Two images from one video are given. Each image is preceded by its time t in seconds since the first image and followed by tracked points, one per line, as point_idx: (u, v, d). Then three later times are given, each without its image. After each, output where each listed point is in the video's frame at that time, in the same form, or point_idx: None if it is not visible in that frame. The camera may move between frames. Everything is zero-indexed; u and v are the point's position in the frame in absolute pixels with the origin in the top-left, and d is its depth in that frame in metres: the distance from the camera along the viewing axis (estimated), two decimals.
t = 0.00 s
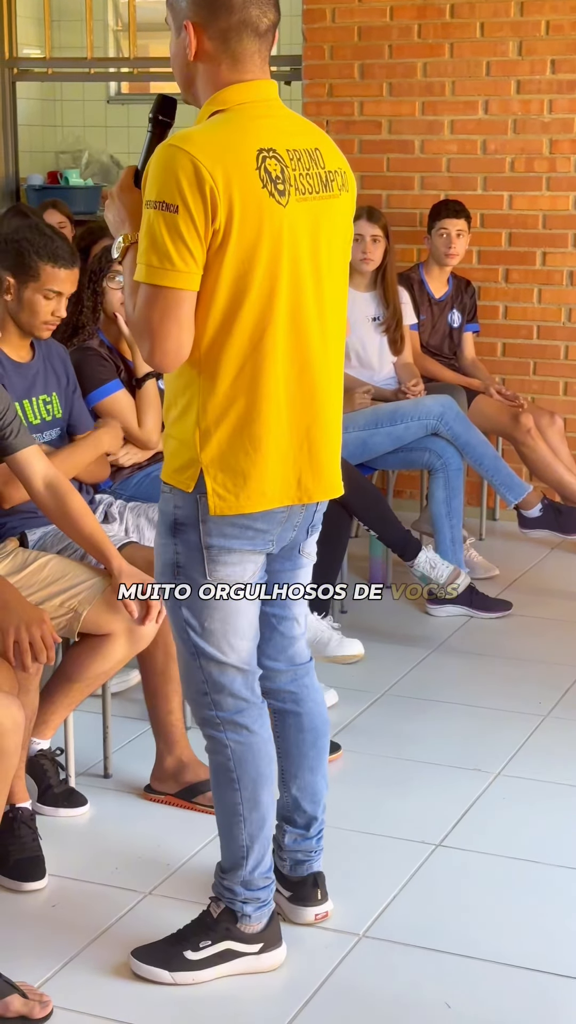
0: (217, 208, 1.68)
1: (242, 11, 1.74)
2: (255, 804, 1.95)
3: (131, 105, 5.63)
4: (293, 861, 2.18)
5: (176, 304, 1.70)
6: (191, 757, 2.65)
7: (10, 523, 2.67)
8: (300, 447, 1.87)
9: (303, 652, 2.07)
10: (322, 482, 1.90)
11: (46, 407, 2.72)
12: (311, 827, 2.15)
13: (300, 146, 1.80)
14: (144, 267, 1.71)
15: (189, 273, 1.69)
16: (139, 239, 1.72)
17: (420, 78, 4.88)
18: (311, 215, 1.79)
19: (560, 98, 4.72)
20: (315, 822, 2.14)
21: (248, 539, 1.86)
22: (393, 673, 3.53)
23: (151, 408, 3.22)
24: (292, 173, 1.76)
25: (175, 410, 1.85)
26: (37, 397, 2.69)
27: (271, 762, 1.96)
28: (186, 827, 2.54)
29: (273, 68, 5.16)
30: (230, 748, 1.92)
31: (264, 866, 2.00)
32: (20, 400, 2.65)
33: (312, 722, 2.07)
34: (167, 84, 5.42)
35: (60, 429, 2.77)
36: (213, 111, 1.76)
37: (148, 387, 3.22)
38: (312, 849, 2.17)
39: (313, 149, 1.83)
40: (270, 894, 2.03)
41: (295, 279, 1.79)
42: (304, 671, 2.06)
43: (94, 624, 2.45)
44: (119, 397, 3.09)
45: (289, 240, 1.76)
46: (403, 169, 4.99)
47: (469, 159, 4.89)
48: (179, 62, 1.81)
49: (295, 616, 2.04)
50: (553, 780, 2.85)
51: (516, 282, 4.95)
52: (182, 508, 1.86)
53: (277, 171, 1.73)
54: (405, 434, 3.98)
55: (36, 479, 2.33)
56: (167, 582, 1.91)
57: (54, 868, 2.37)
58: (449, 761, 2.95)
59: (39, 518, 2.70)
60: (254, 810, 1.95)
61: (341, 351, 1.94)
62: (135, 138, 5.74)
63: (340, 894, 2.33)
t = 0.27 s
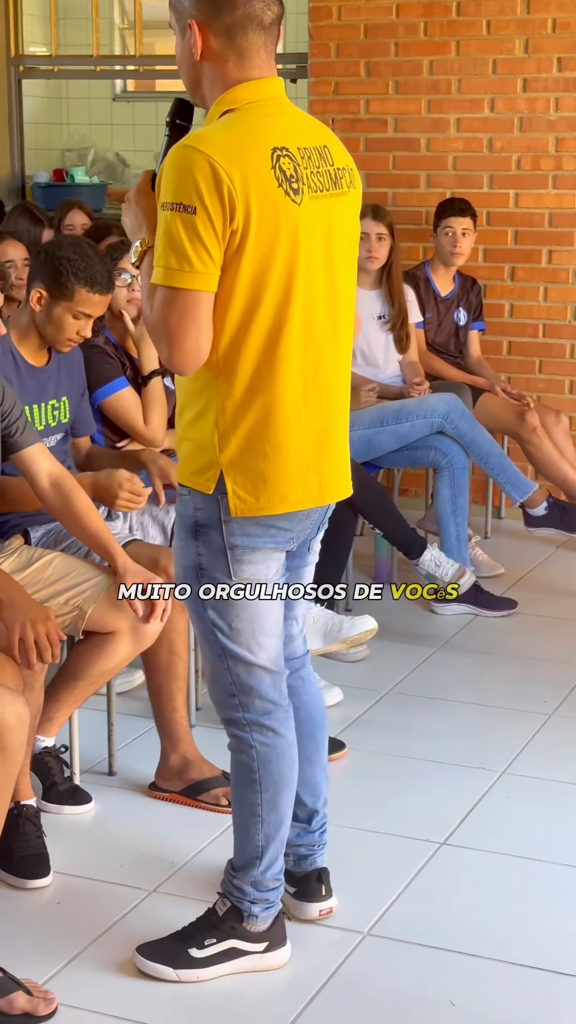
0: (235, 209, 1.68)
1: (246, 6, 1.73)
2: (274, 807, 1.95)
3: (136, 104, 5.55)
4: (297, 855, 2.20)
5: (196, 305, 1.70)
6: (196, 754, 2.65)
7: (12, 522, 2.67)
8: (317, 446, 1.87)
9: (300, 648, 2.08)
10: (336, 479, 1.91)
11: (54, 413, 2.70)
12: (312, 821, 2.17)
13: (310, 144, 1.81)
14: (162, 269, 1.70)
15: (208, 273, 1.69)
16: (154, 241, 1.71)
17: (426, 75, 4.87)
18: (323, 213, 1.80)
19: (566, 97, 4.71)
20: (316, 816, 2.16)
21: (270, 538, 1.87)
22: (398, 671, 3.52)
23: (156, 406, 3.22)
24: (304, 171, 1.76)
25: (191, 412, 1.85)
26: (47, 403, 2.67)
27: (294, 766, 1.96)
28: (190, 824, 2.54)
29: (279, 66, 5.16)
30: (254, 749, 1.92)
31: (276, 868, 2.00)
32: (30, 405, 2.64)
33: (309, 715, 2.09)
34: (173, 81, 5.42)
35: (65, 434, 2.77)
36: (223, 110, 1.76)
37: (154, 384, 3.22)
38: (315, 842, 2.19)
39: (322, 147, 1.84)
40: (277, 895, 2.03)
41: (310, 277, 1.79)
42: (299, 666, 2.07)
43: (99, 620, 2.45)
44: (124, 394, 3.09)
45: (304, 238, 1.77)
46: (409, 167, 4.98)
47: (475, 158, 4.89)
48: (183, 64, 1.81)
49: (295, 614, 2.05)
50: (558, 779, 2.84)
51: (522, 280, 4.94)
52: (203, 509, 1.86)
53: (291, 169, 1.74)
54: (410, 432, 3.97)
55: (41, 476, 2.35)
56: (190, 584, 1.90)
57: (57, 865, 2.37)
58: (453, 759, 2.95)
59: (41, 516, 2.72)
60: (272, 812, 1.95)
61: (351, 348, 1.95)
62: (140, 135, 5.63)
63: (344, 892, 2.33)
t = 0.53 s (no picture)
0: (274, 234, 1.69)
1: (283, 35, 1.75)
2: (298, 831, 1.95)
3: (162, 127, 5.61)
4: (320, 884, 2.18)
5: (233, 328, 1.71)
6: (216, 777, 2.65)
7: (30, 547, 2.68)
8: (350, 468, 1.88)
9: (355, 681, 2.08)
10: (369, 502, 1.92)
11: (81, 441, 2.72)
12: (342, 854, 2.14)
13: (346, 169, 1.82)
14: (199, 293, 1.72)
15: (246, 297, 1.70)
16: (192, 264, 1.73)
17: (450, 101, 4.89)
18: (359, 238, 1.82)
19: None
20: (347, 849, 2.14)
21: (303, 561, 1.87)
22: (419, 694, 3.51)
23: (180, 428, 3.23)
24: (341, 197, 1.78)
25: (225, 434, 1.86)
26: (74, 430, 2.70)
27: (319, 792, 1.96)
28: (210, 847, 2.54)
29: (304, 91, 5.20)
30: (280, 773, 1.93)
31: (296, 893, 1.99)
32: (59, 432, 2.66)
33: (357, 751, 2.08)
34: (198, 105, 5.48)
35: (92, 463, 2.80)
36: (261, 136, 1.78)
37: (178, 406, 3.23)
38: (341, 875, 2.16)
39: (357, 173, 1.86)
40: (298, 920, 2.02)
41: (346, 301, 1.80)
42: (353, 701, 2.07)
43: (119, 646, 2.44)
44: (148, 416, 3.11)
45: (341, 263, 1.78)
46: (432, 191, 5.01)
47: (498, 182, 4.90)
48: (219, 90, 1.82)
49: (347, 640, 2.05)
50: None
51: (545, 304, 4.95)
52: (237, 532, 1.87)
53: (328, 195, 1.76)
54: (433, 455, 3.98)
55: (65, 499, 2.40)
56: (221, 606, 1.91)
57: (77, 887, 2.38)
58: (474, 784, 2.94)
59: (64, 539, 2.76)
60: (296, 837, 1.95)
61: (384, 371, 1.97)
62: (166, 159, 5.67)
63: (363, 916, 2.32)
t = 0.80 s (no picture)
0: (280, 245, 1.70)
1: (291, 48, 1.76)
2: (304, 844, 1.94)
3: (168, 138, 5.61)
4: (326, 897, 2.16)
5: (238, 339, 1.71)
6: (222, 789, 2.64)
7: (35, 559, 2.68)
8: (355, 480, 1.88)
9: (362, 695, 2.07)
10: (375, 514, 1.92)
11: (90, 453, 2.73)
12: (348, 868, 2.13)
13: (353, 182, 1.83)
14: (205, 304, 1.72)
15: (252, 309, 1.70)
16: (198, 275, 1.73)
17: (456, 113, 4.90)
18: (366, 250, 1.82)
19: None
20: (353, 862, 2.13)
21: (309, 574, 1.87)
22: (425, 707, 3.51)
23: (186, 441, 3.22)
24: (348, 209, 1.78)
25: (230, 445, 1.86)
26: (83, 443, 2.70)
27: (325, 805, 1.95)
28: (215, 860, 2.53)
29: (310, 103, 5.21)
30: (286, 786, 1.92)
31: (303, 907, 1.98)
32: (66, 445, 2.66)
33: (364, 765, 2.07)
34: (204, 118, 5.49)
35: (99, 475, 2.79)
36: (268, 147, 1.78)
37: (184, 419, 3.23)
38: (347, 888, 2.15)
39: (365, 185, 1.86)
40: (304, 934, 2.01)
41: (352, 313, 1.81)
42: (361, 714, 2.07)
43: (124, 658, 2.44)
44: (154, 429, 3.11)
45: (347, 274, 1.78)
46: (438, 203, 5.01)
47: (504, 194, 4.91)
48: (228, 103, 1.82)
49: (354, 653, 2.05)
50: None
51: (550, 316, 4.96)
52: (242, 544, 1.86)
53: (335, 207, 1.76)
54: (438, 466, 3.98)
55: (72, 512, 2.40)
56: (227, 618, 1.91)
57: (82, 900, 2.37)
58: (481, 797, 2.93)
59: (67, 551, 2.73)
60: (302, 850, 1.94)
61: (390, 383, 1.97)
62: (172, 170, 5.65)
63: (367, 930, 2.31)
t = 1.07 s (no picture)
0: (276, 262, 1.70)
1: (297, 63, 1.76)
2: (304, 858, 1.93)
3: (170, 151, 5.72)
4: (328, 911, 2.15)
5: (227, 357, 1.71)
6: (223, 802, 2.63)
7: (38, 571, 2.68)
8: (354, 497, 1.87)
9: (364, 708, 2.07)
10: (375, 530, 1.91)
11: (90, 464, 2.72)
12: (350, 881, 2.13)
13: (356, 198, 1.82)
14: (199, 321, 1.72)
15: (245, 327, 1.71)
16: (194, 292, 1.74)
17: (458, 126, 4.92)
18: (366, 267, 1.82)
19: None
20: (355, 876, 2.12)
21: (308, 587, 1.86)
22: (427, 719, 3.50)
23: (188, 453, 3.22)
24: (348, 226, 1.78)
25: (229, 459, 1.86)
26: (82, 454, 2.69)
27: (324, 819, 1.95)
28: (217, 874, 2.52)
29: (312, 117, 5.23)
30: (285, 799, 1.91)
31: (304, 920, 1.97)
32: (67, 455, 2.66)
33: (366, 779, 2.06)
34: (206, 131, 5.51)
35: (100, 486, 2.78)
36: (271, 164, 1.79)
37: (186, 432, 3.22)
38: (349, 902, 2.14)
39: (368, 202, 1.85)
40: (305, 948, 2.00)
41: (351, 330, 1.80)
42: (363, 728, 2.06)
43: (126, 671, 2.43)
44: (155, 442, 3.11)
45: (346, 292, 1.78)
46: (440, 216, 5.02)
47: (505, 207, 4.92)
48: (238, 114, 1.84)
49: (356, 666, 2.04)
50: None
51: (552, 329, 4.96)
52: (241, 557, 1.86)
53: (334, 224, 1.76)
54: (440, 479, 3.99)
55: (74, 523, 2.40)
56: (226, 631, 1.90)
57: (83, 913, 2.36)
58: (483, 810, 2.92)
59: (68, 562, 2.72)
60: (301, 864, 1.93)
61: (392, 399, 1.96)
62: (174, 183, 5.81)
63: (368, 944, 2.30)
